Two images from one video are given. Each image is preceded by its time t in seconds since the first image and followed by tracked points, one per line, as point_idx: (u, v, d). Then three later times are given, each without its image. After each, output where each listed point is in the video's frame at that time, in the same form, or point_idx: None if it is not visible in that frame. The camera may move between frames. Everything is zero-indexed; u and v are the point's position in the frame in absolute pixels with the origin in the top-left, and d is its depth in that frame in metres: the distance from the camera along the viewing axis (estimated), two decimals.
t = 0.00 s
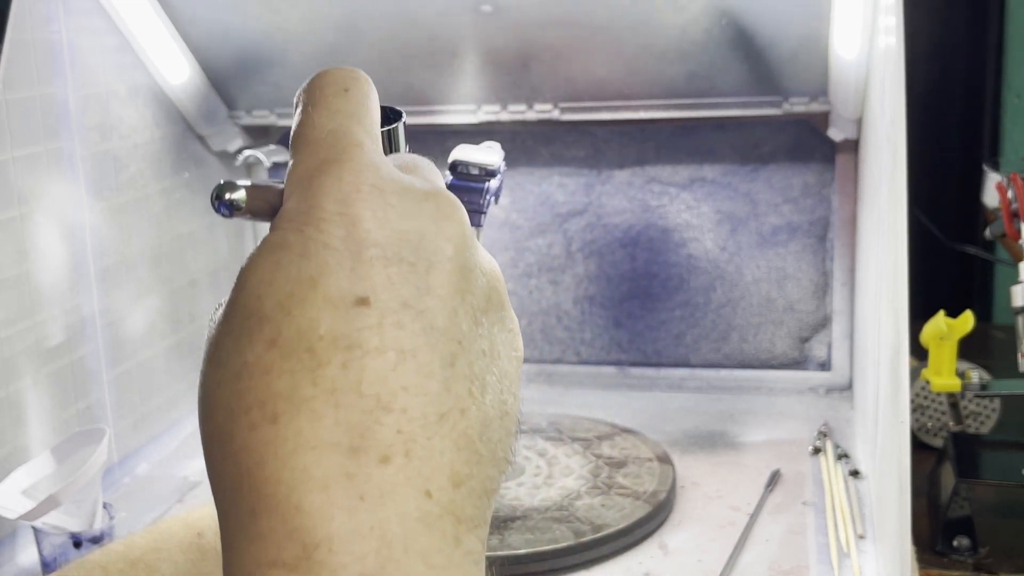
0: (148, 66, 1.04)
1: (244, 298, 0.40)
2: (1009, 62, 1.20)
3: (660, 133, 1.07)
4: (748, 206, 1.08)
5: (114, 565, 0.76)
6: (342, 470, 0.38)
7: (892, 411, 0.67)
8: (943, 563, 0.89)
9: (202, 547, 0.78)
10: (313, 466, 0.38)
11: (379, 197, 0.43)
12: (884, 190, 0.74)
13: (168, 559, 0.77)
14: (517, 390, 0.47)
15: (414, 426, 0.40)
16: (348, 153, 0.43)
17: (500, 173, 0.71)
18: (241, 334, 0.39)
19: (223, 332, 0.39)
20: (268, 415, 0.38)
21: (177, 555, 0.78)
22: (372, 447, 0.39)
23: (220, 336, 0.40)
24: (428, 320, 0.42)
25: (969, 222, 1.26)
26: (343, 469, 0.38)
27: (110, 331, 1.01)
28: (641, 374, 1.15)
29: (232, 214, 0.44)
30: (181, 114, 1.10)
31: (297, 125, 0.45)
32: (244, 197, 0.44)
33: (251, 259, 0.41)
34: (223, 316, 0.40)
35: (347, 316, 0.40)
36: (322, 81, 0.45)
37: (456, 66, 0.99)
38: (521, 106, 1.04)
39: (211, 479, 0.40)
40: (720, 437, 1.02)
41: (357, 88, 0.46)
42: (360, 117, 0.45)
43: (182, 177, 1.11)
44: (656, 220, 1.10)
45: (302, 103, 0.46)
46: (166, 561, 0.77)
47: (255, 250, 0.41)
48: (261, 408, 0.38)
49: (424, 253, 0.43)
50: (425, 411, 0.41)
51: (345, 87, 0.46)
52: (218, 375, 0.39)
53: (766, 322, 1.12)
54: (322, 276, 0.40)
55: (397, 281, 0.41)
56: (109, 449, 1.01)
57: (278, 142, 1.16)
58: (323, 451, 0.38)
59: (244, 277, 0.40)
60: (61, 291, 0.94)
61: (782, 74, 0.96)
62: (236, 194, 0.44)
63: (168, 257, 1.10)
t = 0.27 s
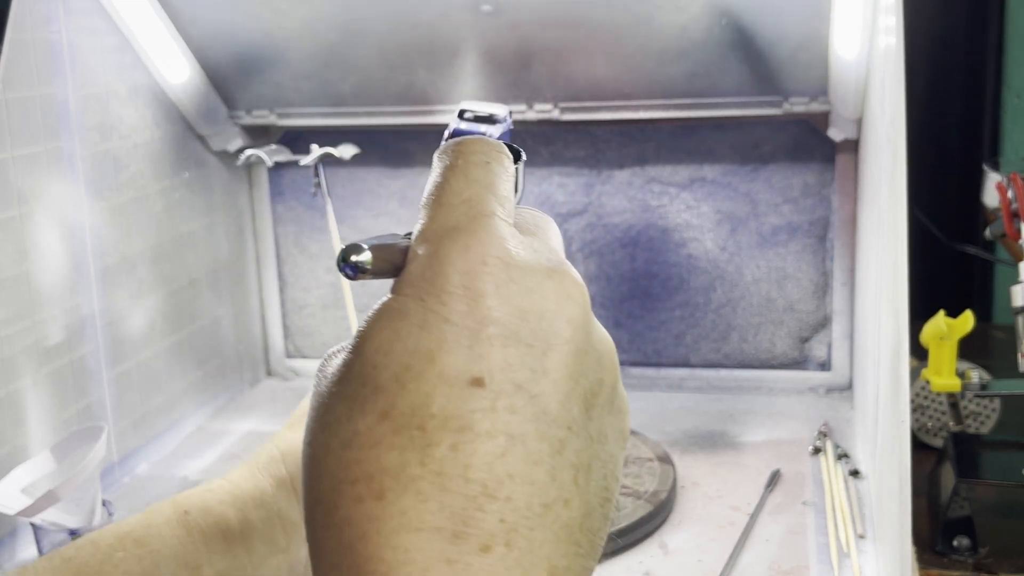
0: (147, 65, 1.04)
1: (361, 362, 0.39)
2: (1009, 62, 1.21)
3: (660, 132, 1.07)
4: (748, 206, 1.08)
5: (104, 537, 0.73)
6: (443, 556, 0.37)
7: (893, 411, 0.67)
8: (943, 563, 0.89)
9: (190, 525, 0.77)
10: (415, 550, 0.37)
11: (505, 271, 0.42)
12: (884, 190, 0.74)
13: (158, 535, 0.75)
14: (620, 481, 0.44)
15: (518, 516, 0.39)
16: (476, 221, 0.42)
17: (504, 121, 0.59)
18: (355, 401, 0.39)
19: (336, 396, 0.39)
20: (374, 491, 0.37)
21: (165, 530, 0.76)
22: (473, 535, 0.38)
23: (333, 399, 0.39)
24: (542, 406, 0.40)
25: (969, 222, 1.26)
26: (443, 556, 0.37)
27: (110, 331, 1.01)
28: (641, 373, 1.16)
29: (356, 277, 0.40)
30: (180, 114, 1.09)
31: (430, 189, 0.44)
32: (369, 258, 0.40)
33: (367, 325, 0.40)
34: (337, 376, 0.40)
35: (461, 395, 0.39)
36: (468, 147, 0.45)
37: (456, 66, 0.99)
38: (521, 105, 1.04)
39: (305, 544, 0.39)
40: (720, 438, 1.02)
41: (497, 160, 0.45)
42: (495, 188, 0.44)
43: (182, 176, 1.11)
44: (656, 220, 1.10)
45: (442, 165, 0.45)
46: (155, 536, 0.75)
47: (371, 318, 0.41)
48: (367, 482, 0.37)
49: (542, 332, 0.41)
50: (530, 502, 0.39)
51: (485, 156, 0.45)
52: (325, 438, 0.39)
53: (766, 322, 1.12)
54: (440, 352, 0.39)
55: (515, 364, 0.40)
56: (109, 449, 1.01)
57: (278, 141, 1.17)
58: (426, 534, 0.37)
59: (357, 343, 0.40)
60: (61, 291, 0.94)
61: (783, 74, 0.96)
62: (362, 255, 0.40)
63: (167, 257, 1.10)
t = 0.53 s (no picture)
0: (148, 65, 1.03)
1: (410, 384, 0.37)
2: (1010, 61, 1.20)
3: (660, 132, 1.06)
4: (749, 206, 1.08)
5: (105, 519, 0.78)
6: None
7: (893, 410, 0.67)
8: (944, 563, 0.87)
9: (190, 502, 0.81)
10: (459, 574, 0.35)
11: (558, 294, 0.38)
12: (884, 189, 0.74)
13: (160, 514, 0.79)
14: (654, 505, 0.42)
15: (563, 543, 0.37)
16: (526, 243, 0.38)
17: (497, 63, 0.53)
18: (399, 422, 0.36)
19: (382, 414, 0.37)
20: (420, 513, 0.35)
21: (165, 510, 0.80)
22: (519, 561, 0.36)
23: (379, 417, 0.37)
24: (589, 433, 0.38)
25: (969, 222, 1.26)
26: None
27: (110, 331, 1.01)
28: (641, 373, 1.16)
29: (410, 300, 0.36)
30: (181, 114, 1.09)
31: (476, 212, 0.40)
32: (422, 279, 0.37)
33: (415, 346, 0.38)
34: (387, 398, 0.37)
35: (509, 422, 0.36)
36: (513, 165, 0.40)
37: (456, 66, 0.99)
38: (521, 105, 1.04)
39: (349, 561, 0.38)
40: (720, 438, 1.02)
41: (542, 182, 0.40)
42: (540, 211, 0.39)
43: (182, 176, 1.11)
44: (656, 220, 1.10)
45: (484, 185, 0.40)
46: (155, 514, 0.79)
47: (424, 337, 0.38)
48: (415, 503, 0.35)
49: (592, 359, 0.38)
50: (574, 528, 0.37)
51: (530, 174, 0.40)
52: (370, 458, 0.36)
53: (767, 322, 1.12)
54: (488, 377, 0.37)
55: (564, 390, 0.37)
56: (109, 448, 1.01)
57: (278, 141, 1.15)
58: (471, 558, 0.35)
59: (406, 364, 0.38)
60: (61, 291, 0.94)
61: (783, 74, 0.95)
62: (415, 278, 0.36)
63: (168, 257, 1.10)
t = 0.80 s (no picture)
0: (148, 65, 1.02)
1: (429, 408, 0.45)
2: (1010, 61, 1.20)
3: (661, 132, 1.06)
4: (749, 206, 1.08)
5: (108, 511, 0.94)
6: None
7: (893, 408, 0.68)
8: (944, 563, 0.88)
9: (191, 499, 0.99)
10: None
11: (568, 320, 0.46)
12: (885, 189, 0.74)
13: (161, 510, 0.97)
14: (668, 525, 0.51)
15: (576, 562, 0.44)
16: (541, 273, 0.46)
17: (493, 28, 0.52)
18: (423, 442, 0.44)
19: (404, 439, 0.45)
20: (439, 534, 0.43)
21: (168, 504, 0.98)
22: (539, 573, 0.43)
23: (400, 443, 0.45)
24: (603, 455, 0.46)
25: (969, 222, 1.26)
26: None
27: (110, 331, 1.02)
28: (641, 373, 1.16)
29: (427, 320, 0.45)
30: (180, 115, 1.07)
31: (498, 233, 0.48)
32: (439, 302, 0.45)
33: (435, 368, 0.46)
34: (403, 418, 0.46)
35: (525, 442, 0.44)
36: (531, 196, 0.49)
37: (455, 66, 0.99)
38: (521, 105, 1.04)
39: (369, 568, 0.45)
40: (720, 438, 1.02)
41: (557, 204, 0.50)
42: (554, 230, 0.48)
43: (181, 176, 1.11)
44: (656, 220, 1.09)
45: (504, 210, 0.49)
46: (158, 510, 0.97)
47: (441, 358, 0.46)
48: (431, 523, 0.43)
49: (603, 387, 0.46)
50: (589, 545, 0.45)
51: (547, 204, 0.49)
52: (397, 473, 0.44)
53: (767, 322, 1.12)
54: (506, 401, 0.45)
55: (576, 415, 0.45)
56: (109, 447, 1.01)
57: (279, 141, 1.12)
58: None
59: (425, 389, 0.46)
60: (60, 290, 0.95)
61: (783, 73, 0.96)
62: (433, 301, 0.45)
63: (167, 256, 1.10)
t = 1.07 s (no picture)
0: (148, 65, 1.02)
1: (443, 408, 0.43)
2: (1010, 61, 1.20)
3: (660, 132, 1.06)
4: (749, 206, 1.08)
5: (123, 483, 0.81)
6: None
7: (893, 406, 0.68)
8: (944, 563, 0.88)
9: (205, 474, 0.85)
10: None
11: (586, 319, 0.44)
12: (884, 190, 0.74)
13: (176, 484, 0.83)
14: (686, 527, 0.48)
15: (593, 563, 0.42)
16: (557, 271, 0.44)
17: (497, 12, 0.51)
18: (436, 444, 0.43)
19: (417, 440, 0.44)
20: (454, 533, 0.42)
21: (182, 478, 0.84)
22: None
23: (413, 444, 0.44)
24: (619, 455, 0.43)
25: (969, 222, 1.26)
26: None
27: (110, 331, 1.01)
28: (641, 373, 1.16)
29: (441, 321, 0.44)
30: (180, 114, 1.08)
31: (510, 234, 0.46)
32: (454, 303, 0.44)
33: (450, 368, 0.45)
34: (418, 419, 0.44)
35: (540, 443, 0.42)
36: (545, 193, 0.47)
37: (456, 66, 0.99)
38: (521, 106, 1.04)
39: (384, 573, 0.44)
40: (720, 438, 1.02)
41: (571, 205, 0.47)
42: (568, 232, 0.46)
43: (182, 176, 1.11)
44: (656, 220, 1.10)
45: (517, 209, 0.47)
46: (172, 485, 0.83)
47: (457, 359, 0.45)
48: (446, 525, 0.42)
49: (620, 385, 0.44)
50: (604, 546, 0.43)
51: (560, 201, 0.47)
52: (411, 475, 0.43)
53: (766, 322, 1.12)
54: (521, 402, 0.43)
55: (593, 415, 0.43)
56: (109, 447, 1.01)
57: (278, 141, 1.13)
58: None
59: (440, 389, 0.44)
60: (60, 290, 0.95)
61: (783, 74, 0.95)
62: (448, 301, 0.44)
63: (167, 256, 1.10)
